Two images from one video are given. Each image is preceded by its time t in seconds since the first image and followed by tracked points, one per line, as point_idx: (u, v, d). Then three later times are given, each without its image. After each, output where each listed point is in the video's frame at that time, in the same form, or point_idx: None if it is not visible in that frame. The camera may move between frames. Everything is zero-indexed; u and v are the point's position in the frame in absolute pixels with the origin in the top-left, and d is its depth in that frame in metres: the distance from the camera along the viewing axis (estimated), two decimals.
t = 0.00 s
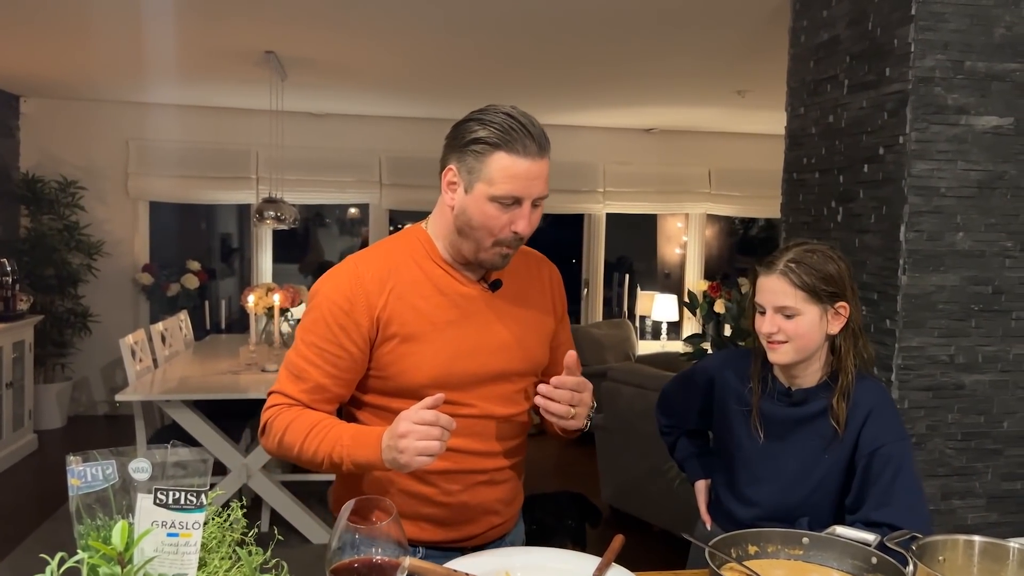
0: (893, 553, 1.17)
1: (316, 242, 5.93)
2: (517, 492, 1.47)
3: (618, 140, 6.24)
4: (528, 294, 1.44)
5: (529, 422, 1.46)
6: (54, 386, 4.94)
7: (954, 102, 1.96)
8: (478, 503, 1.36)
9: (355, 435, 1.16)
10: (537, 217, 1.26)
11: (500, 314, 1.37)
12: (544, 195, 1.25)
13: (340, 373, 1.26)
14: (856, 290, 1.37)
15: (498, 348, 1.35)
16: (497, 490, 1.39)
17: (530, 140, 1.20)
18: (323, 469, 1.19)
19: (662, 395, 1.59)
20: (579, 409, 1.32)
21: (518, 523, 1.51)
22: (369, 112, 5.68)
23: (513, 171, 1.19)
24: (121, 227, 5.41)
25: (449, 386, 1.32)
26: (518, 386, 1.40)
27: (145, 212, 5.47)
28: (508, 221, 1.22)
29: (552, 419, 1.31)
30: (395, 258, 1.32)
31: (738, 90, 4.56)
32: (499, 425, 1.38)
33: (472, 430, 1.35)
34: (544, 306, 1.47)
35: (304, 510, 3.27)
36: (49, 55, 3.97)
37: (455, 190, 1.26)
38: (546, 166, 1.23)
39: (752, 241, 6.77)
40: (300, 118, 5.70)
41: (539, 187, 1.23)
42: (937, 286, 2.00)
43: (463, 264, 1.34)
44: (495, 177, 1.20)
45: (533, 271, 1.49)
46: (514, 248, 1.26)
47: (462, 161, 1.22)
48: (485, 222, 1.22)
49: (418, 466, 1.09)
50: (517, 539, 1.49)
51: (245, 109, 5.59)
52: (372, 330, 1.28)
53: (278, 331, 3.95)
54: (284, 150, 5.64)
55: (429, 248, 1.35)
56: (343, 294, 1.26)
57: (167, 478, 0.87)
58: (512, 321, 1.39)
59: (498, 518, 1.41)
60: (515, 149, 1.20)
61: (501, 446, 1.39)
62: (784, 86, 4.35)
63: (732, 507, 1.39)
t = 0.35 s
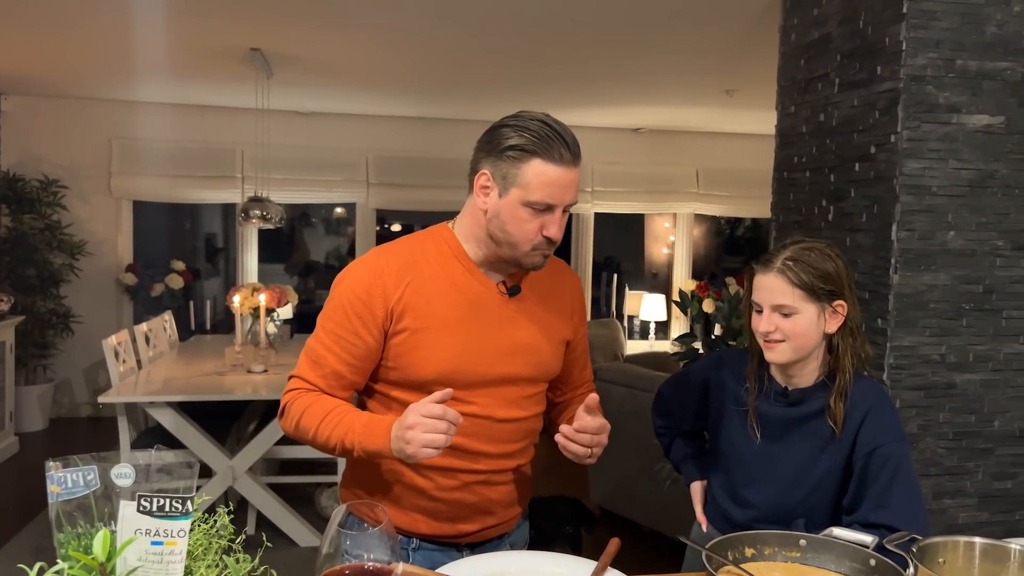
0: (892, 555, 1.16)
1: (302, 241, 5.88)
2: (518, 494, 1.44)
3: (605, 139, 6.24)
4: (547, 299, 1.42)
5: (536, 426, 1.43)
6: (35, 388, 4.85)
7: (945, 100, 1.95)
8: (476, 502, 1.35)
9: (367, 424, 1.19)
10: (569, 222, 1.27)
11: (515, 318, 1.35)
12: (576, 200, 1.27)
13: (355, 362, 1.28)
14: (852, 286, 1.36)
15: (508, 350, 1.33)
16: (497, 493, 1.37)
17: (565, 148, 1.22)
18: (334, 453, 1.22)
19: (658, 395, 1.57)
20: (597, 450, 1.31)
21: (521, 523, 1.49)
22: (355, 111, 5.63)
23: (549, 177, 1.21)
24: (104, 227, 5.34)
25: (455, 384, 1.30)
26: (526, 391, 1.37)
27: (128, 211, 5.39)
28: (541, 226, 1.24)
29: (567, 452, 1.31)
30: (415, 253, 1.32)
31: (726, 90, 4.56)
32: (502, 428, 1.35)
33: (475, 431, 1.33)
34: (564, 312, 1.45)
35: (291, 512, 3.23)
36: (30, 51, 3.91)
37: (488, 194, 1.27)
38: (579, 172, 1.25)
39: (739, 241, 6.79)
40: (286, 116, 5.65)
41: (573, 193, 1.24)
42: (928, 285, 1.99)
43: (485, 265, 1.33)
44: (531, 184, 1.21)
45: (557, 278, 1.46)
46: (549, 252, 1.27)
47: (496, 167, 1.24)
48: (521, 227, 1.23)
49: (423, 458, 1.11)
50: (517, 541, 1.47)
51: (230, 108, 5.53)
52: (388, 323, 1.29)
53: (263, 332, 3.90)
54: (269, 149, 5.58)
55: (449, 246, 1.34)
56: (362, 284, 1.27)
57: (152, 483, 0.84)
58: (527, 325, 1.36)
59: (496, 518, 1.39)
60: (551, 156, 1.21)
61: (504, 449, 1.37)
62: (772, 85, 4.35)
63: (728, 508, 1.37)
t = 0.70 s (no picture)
0: (881, 557, 1.16)
1: (286, 242, 5.83)
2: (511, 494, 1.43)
3: (591, 141, 6.24)
4: (538, 299, 1.41)
5: (530, 427, 1.43)
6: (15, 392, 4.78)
7: (930, 102, 1.96)
8: (470, 503, 1.33)
9: (367, 426, 1.17)
10: (551, 219, 1.25)
11: (509, 319, 1.34)
12: (559, 197, 1.25)
13: (351, 367, 1.26)
14: (841, 286, 1.36)
15: (504, 351, 1.32)
16: (492, 493, 1.36)
17: (545, 144, 1.21)
18: (333, 459, 1.20)
19: (647, 398, 1.57)
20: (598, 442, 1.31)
21: (514, 524, 1.48)
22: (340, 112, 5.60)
23: (529, 175, 1.20)
24: (85, 228, 5.27)
25: (450, 386, 1.29)
26: (520, 392, 1.37)
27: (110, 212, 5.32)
28: (521, 223, 1.22)
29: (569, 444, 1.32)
30: (408, 256, 1.31)
31: (712, 92, 4.58)
32: (497, 428, 1.34)
33: (470, 432, 1.31)
34: (555, 313, 1.44)
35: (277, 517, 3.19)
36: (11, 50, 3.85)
37: (471, 193, 1.26)
38: (561, 169, 1.23)
39: (724, 242, 6.82)
40: (270, 116, 5.61)
41: (554, 189, 1.23)
42: (914, 287, 2.00)
43: (476, 267, 1.32)
44: (510, 180, 1.20)
45: (547, 277, 1.46)
46: (530, 249, 1.25)
47: (477, 166, 1.23)
48: (500, 225, 1.22)
49: (430, 459, 1.09)
50: (510, 544, 1.45)
51: (214, 108, 5.48)
52: (383, 327, 1.27)
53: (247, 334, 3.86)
54: (254, 150, 5.54)
55: (441, 248, 1.33)
56: (358, 288, 1.26)
57: (135, 490, 0.82)
58: (519, 325, 1.35)
59: (489, 520, 1.38)
60: (531, 153, 1.20)
61: (499, 449, 1.36)
62: (757, 87, 4.38)
63: (717, 511, 1.36)
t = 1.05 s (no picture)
0: (861, 554, 1.17)
1: (268, 244, 5.80)
2: (499, 493, 1.40)
3: (574, 143, 6.26)
4: (512, 290, 1.41)
5: (513, 422, 1.41)
6: None
7: (908, 105, 1.99)
8: (449, 498, 1.32)
9: (330, 410, 1.18)
10: (489, 187, 1.28)
11: (479, 308, 1.34)
12: (493, 164, 1.29)
13: (322, 358, 1.28)
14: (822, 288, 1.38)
15: (473, 339, 1.32)
16: (470, 487, 1.34)
17: (465, 114, 1.28)
18: (302, 448, 1.21)
19: (629, 399, 1.58)
20: (574, 429, 1.30)
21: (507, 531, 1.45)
22: (321, 112, 5.57)
23: (451, 142, 1.26)
24: (63, 229, 5.20)
25: (419, 374, 1.29)
26: (495, 382, 1.35)
27: (89, 213, 5.26)
28: (456, 190, 1.26)
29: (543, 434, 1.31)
30: (377, 252, 1.34)
31: (694, 94, 4.61)
32: (472, 418, 1.33)
33: (443, 422, 1.30)
34: (533, 306, 1.44)
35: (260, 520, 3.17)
36: None
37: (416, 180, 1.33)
38: (486, 135, 1.28)
39: (704, 243, 6.87)
40: (252, 116, 5.57)
41: (483, 156, 1.27)
42: (893, 287, 2.03)
43: (441, 255, 1.35)
44: (438, 151, 1.26)
45: (523, 271, 1.46)
46: (473, 218, 1.27)
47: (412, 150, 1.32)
48: (437, 198, 1.27)
49: (383, 432, 1.08)
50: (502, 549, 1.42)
51: (195, 108, 5.43)
52: (351, 318, 1.29)
53: (229, 336, 3.83)
54: (235, 151, 5.49)
55: (410, 244, 1.36)
56: (326, 281, 1.29)
57: (121, 493, 0.81)
58: (491, 314, 1.35)
59: (473, 517, 1.34)
60: (453, 124, 1.27)
61: (475, 441, 1.34)
62: (738, 89, 4.41)
63: (701, 510, 1.38)
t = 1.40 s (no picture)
0: (849, 554, 1.18)
1: (257, 245, 5.77)
2: (481, 497, 1.37)
3: (564, 144, 6.27)
4: (485, 293, 1.40)
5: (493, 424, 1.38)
6: None
7: (895, 109, 2.01)
8: (422, 498, 1.29)
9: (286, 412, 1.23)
10: (446, 184, 1.31)
11: (447, 312, 1.35)
12: (448, 161, 1.31)
13: (296, 364, 1.33)
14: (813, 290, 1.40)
15: (439, 342, 1.32)
16: (445, 489, 1.31)
17: (419, 115, 1.32)
18: (272, 448, 1.27)
19: (620, 401, 1.59)
20: (536, 429, 1.28)
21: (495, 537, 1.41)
22: (311, 113, 5.55)
23: (403, 142, 1.30)
24: (51, 230, 5.16)
25: (386, 376, 1.30)
26: (466, 384, 1.34)
27: (77, 214, 5.23)
28: (410, 189, 1.30)
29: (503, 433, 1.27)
30: (351, 260, 1.38)
31: (683, 96, 4.64)
32: (443, 420, 1.31)
33: (412, 423, 1.30)
34: (510, 309, 1.42)
35: (250, 522, 3.16)
36: None
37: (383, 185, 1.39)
38: (440, 134, 1.31)
39: (693, 244, 6.90)
40: (242, 117, 5.54)
41: (437, 153, 1.30)
42: (881, 289, 2.05)
43: (411, 260, 1.38)
44: (393, 154, 1.31)
45: (501, 276, 1.45)
46: (427, 214, 1.30)
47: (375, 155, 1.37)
48: (394, 196, 1.31)
49: (318, 437, 1.13)
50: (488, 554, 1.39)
51: (184, 109, 5.40)
52: (322, 323, 1.33)
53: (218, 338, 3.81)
54: (225, 151, 5.47)
55: (385, 252, 1.39)
56: (299, 290, 1.34)
57: (115, 497, 0.81)
58: (460, 317, 1.35)
59: (449, 519, 1.31)
60: (406, 126, 1.32)
61: (448, 442, 1.32)
62: (727, 92, 4.44)
63: (691, 510, 1.39)
